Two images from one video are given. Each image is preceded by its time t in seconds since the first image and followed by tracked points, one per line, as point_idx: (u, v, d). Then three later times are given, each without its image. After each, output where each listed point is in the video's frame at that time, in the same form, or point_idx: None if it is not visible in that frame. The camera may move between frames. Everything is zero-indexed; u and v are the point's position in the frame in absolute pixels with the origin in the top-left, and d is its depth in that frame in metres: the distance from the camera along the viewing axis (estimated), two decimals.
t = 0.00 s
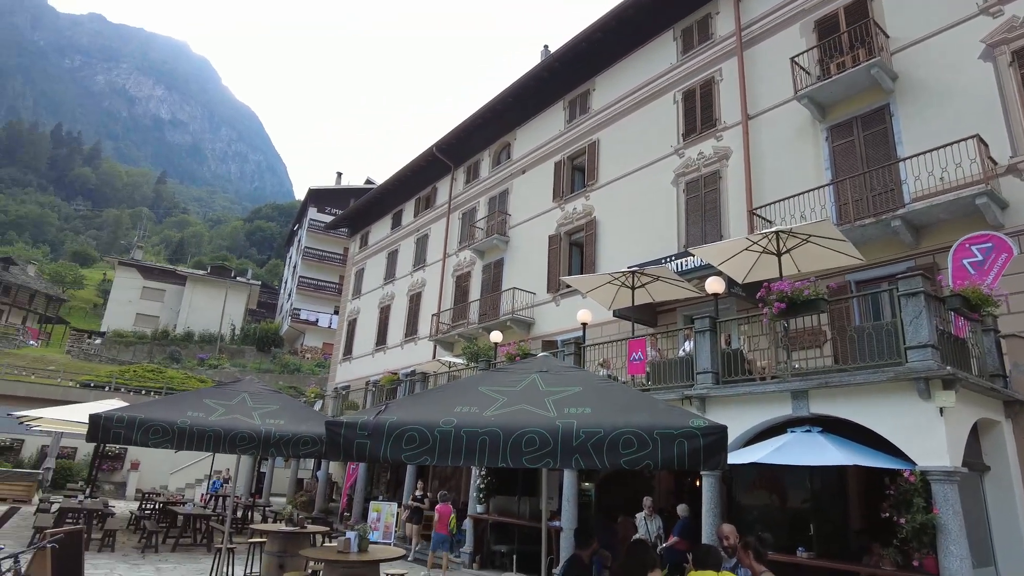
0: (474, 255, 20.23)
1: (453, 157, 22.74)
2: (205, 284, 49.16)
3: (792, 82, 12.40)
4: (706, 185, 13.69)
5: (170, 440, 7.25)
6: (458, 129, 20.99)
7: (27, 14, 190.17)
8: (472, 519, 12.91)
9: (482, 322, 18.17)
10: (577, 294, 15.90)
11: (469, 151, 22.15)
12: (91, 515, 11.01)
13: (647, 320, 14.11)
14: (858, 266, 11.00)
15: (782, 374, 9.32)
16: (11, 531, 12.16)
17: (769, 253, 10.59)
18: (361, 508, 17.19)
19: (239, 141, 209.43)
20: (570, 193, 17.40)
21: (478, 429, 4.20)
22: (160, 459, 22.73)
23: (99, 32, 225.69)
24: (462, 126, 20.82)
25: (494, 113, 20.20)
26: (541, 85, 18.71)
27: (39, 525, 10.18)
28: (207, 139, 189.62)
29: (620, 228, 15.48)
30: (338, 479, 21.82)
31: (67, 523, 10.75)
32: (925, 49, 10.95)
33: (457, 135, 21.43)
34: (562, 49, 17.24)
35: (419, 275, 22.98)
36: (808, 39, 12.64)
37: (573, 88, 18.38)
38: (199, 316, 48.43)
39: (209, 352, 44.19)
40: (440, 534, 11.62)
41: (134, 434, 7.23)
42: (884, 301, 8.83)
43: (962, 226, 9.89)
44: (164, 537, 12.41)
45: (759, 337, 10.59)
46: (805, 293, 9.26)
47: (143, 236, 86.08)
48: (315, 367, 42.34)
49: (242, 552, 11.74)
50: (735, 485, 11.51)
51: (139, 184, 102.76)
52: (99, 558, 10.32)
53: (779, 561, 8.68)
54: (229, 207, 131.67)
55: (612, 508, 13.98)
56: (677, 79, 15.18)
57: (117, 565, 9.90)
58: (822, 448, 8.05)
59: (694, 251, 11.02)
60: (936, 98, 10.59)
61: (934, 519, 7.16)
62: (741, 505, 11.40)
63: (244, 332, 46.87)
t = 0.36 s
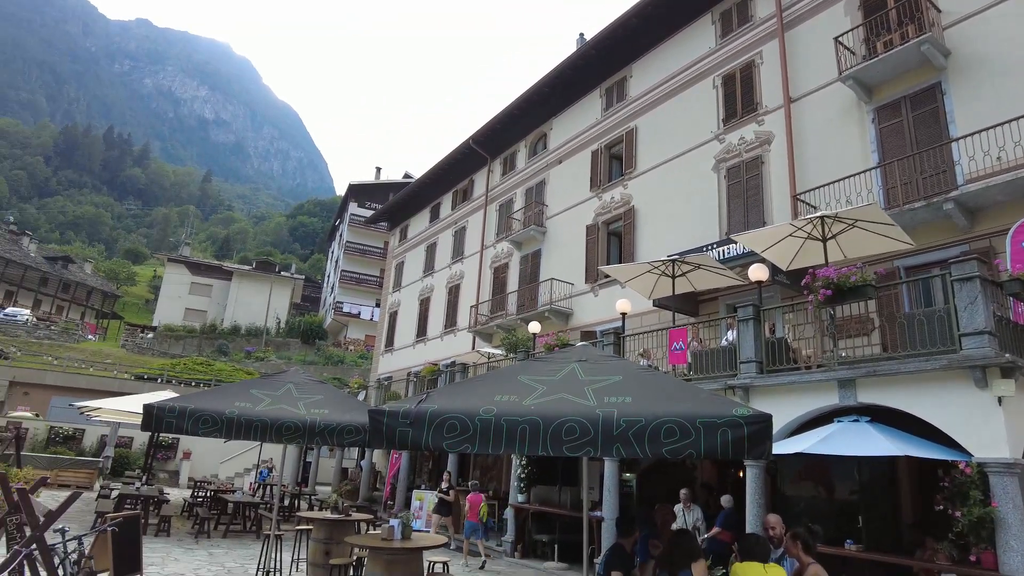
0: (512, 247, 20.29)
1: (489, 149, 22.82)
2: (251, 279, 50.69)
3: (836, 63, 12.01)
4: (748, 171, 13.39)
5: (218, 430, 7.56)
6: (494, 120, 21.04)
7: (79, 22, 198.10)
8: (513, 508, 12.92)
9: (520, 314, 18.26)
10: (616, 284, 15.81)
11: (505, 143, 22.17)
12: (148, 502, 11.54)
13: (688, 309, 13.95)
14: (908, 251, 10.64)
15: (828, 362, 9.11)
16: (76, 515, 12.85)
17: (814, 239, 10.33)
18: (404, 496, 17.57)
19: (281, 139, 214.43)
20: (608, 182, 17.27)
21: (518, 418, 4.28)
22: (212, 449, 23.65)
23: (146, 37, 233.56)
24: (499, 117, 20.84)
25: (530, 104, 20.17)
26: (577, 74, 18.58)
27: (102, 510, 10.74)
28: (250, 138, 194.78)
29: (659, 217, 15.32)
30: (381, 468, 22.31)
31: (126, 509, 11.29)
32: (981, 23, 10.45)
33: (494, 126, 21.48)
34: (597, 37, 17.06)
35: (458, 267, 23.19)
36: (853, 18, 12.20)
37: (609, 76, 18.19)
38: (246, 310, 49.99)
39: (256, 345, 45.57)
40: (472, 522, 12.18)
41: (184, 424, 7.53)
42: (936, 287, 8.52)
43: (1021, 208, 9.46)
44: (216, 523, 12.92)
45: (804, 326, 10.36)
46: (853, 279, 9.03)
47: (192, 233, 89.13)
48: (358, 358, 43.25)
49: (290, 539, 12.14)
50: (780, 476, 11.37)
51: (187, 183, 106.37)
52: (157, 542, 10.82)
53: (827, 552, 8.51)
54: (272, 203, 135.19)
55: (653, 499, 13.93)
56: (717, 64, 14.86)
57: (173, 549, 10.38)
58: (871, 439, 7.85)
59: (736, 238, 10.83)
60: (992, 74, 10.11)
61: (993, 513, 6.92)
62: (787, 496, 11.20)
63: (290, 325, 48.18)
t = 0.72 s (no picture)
0: (554, 234, 20.17)
1: (530, 136, 22.69)
2: (300, 272, 52.09)
3: (891, 34, 11.41)
4: (797, 150, 12.90)
5: (272, 418, 7.81)
6: (535, 108, 20.87)
7: (132, 26, 205.62)
8: (561, 495, 12.90)
9: (564, 301, 18.17)
10: (662, 270, 15.56)
11: (546, 130, 22.00)
12: (208, 488, 12.06)
13: (737, 295, 13.62)
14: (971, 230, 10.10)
15: (886, 346, 8.74)
16: (142, 500, 13.52)
17: (870, 218, 9.87)
18: (453, 483, 17.81)
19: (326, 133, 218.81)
20: (652, 165, 16.93)
21: (565, 404, 4.25)
22: (267, 436, 24.49)
23: (195, 39, 240.74)
24: (539, 104, 20.67)
25: (570, 90, 19.92)
26: (618, 56, 18.20)
27: (166, 496, 11.26)
28: (296, 134, 199.28)
29: (705, 200, 14.96)
30: (430, 455, 22.67)
31: (187, 495, 11.81)
32: None
33: (534, 114, 21.33)
34: (638, 18, 16.67)
35: (501, 256, 23.22)
36: None
37: (651, 58, 17.79)
38: (296, 302, 51.46)
39: (307, 336, 46.83)
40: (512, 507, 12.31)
41: (238, 413, 7.78)
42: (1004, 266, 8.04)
43: None
44: (271, 508, 13.39)
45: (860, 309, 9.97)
46: (911, 260, 8.59)
47: (243, 228, 92.10)
48: (405, 348, 43.91)
49: (342, 524, 12.50)
50: (834, 465, 11.06)
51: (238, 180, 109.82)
52: (217, 527, 11.29)
53: (887, 542, 8.21)
54: (319, 197, 138.34)
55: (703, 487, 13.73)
56: (763, 40, 14.31)
57: (232, 533, 10.82)
58: (932, 425, 7.51)
59: (786, 220, 10.44)
60: None
61: None
62: (841, 485, 10.86)
63: (339, 316, 49.29)
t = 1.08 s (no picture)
0: (587, 228, 19.97)
1: (560, 130, 22.50)
2: (337, 273, 52.95)
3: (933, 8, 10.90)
4: (835, 133, 12.46)
5: (315, 417, 7.91)
6: (564, 101, 20.69)
7: (168, 39, 211.65)
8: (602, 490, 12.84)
9: (599, 295, 17.98)
10: (698, 260, 15.26)
11: (576, 123, 21.78)
12: (254, 488, 12.34)
13: (777, 283, 13.26)
14: None
15: (936, 333, 8.36)
16: (191, 500, 13.92)
17: (915, 201, 9.44)
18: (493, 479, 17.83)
19: (357, 135, 221.74)
20: (685, 154, 16.59)
21: (607, 400, 4.16)
22: (309, 436, 24.97)
23: (228, 48, 246.56)
24: (567, 97, 20.48)
25: (599, 81, 19.67)
26: (646, 46, 17.89)
27: (214, 495, 11.56)
28: (328, 138, 202.53)
29: (740, 187, 14.59)
30: (469, 451, 22.77)
31: (235, 494, 12.11)
32: None
33: (563, 107, 21.15)
34: (665, 6, 16.33)
35: (534, 251, 23.11)
36: None
37: (681, 45, 17.42)
38: (334, 302, 52.34)
39: (345, 336, 47.52)
40: (547, 500, 12.62)
41: (282, 413, 7.90)
42: None
43: None
44: (316, 507, 13.63)
45: (908, 294, 9.57)
46: (960, 242, 8.18)
47: (280, 232, 94.09)
48: (442, 345, 44.14)
49: (386, 521, 12.64)
50: (883, 455, 10.67)
51: (274, 185, 112.59)
52: (264, 526, 11.55)
53: (943, 536, 7.86)
54: (353, 199, 140.28)
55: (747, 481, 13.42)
56: (797, 22, 13.86)
57: (279, 531, 11.06)
58: (989, 414, 7.14)
59: (826, 205, 10.08)
60: None
61: None
62: (891, 477, 10.49)
63: (376, 316, 49.85)
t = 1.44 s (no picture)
0: (618, 224, 19.76)
1: (587, 126, 22.31)
2: (371, 279, 53.69)
3: None
4: (871, 116, 12.03)
5: (355, 422, 7.99)
6: (589, 97, 20.50)
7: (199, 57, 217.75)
8: (643, 488, 12.65)
9: (632, 292, 17.77)
10: (734, 252, 14.94)
11: (603, 118, 21.58)
12: (299, 492, 12.54)
13: (816, 273, 12.88)
14: None
15: (988, 319, 7.98)
16: (239, 506, 14.25)
17: (960, 181, 9.02)
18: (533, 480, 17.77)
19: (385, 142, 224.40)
20: (715, 145, 16.27)
21: (647, 396, 4.08)
22: (350, 440, 25.34)
23: (257, 63, 252.46)
24: (593, 94, 20.31)
25: (624, 76, 19.45)
26: (671, 37, 17.60)
27: (261, 501, 11.80)
28: (357, 146, 205.50)
29: (774, 176, 14.22)
30: (508, 452, 22.77)
31: (281, 499, 12.34)
32: None
33: (589, 104, 20.97)
34: None
35: (565, 250, 23.00)
36: None
37: (706, 34, 17.08)
38: (369, 308, 53.09)
39: (381, 340, 48.09)
40: (585, 496, 13.23)
41: (324, 419, 8.00)
42: None
43: None
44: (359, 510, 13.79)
45: (957, 278, 9.17)
46: (1010, 222, 7.78)
47: (314, 241, 95.85)
48: (476, 347, 44.33)
49: (428, 523, 12.72)
50: (935, 447, 10.25)
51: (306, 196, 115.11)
52: (310, 530, 11.73)
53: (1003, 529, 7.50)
54: (384, 205, 142.09)
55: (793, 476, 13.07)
56: (826, 5, 13.44)
57: (325, 535, 11.23)
58: None
59: (864, 190, 9.72)
60: None
61: None
62: (944, 468, 10.06)
63: (411, 320, 50.35)
